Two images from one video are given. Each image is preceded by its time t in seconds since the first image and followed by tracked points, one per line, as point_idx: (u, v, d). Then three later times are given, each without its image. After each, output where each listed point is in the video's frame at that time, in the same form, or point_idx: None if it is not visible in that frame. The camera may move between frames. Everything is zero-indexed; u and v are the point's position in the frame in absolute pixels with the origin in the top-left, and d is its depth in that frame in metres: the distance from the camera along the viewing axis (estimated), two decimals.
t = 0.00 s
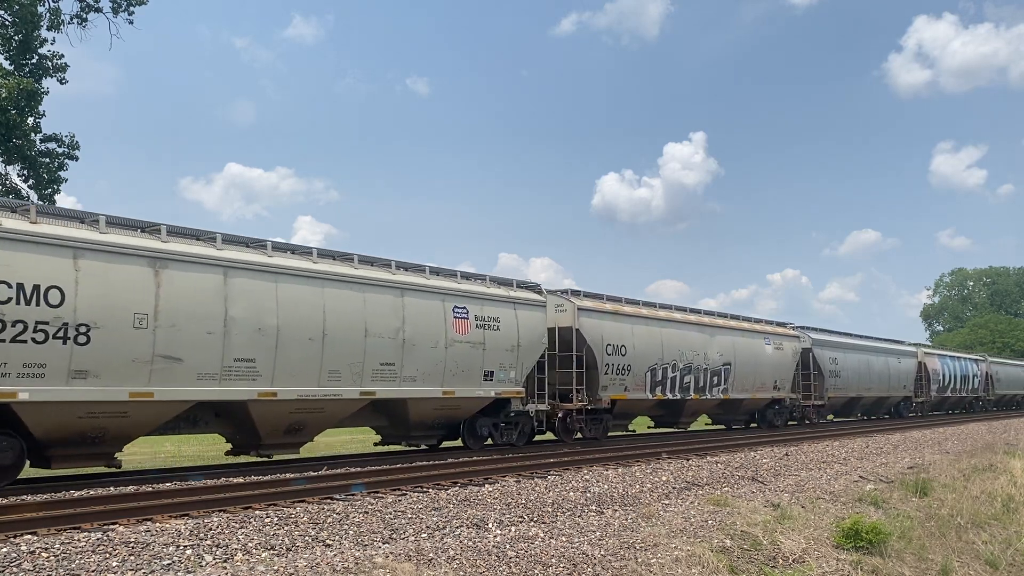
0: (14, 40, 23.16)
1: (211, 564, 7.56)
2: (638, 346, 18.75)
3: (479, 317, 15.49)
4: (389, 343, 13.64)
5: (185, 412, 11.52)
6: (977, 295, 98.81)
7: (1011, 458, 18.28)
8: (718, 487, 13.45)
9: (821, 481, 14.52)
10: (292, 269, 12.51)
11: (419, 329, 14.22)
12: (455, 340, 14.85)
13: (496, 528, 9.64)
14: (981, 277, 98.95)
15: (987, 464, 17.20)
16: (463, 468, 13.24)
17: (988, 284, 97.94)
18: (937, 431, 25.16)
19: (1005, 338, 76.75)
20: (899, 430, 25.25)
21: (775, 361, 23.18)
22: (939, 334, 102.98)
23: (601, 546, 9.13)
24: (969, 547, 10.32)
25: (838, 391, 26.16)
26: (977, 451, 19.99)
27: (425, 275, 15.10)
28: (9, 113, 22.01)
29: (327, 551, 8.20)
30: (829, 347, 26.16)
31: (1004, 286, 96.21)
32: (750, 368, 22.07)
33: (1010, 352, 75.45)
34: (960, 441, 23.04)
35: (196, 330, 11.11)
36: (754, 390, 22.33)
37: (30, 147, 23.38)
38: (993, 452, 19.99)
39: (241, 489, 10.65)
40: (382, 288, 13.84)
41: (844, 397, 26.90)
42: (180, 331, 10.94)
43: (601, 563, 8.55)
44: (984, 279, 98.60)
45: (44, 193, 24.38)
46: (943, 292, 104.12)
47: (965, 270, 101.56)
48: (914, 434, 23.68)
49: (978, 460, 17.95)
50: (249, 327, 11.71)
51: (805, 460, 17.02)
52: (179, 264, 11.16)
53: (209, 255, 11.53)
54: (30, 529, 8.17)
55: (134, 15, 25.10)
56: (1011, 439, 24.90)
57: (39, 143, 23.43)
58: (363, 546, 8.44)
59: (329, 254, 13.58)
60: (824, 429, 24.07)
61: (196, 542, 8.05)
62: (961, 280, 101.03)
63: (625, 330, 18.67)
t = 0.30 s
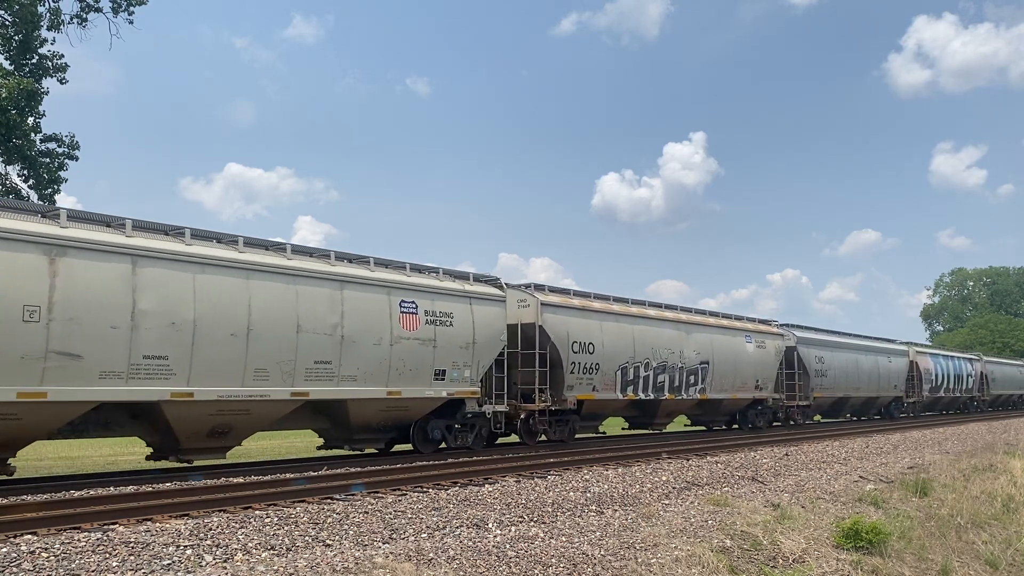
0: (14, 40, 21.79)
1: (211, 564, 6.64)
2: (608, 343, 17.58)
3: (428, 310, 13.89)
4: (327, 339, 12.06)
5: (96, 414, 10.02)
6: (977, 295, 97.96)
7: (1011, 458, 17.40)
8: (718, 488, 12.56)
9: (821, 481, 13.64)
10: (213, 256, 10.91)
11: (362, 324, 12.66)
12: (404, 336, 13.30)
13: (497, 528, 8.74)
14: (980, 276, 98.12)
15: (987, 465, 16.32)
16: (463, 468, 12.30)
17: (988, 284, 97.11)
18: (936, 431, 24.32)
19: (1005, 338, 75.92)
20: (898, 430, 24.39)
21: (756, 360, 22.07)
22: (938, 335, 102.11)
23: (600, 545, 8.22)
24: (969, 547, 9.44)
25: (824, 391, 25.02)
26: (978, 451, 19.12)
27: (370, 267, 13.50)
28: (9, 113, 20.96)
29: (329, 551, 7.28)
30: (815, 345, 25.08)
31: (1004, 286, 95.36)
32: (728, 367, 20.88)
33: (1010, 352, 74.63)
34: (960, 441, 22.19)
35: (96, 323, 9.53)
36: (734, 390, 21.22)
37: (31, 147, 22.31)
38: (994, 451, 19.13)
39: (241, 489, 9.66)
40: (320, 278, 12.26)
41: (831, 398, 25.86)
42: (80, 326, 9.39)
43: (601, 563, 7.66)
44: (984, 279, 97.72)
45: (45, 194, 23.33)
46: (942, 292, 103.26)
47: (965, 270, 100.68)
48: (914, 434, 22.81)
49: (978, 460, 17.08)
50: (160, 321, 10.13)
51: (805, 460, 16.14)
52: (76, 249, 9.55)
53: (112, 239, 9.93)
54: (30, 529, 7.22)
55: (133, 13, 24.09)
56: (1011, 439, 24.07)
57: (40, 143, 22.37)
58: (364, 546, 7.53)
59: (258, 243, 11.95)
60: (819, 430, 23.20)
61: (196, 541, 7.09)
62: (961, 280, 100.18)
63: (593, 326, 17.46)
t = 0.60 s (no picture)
0: (14, 40, 21.77)
1: (211, 564, 6.64)
2: (575, 341, 16.84)
3: (370, 305, 13.00)
4: (251, 335, 11.18)
5: None
6: (977, 295, 97.90)
7: (1011, 458, 17.40)
8: (718, 488, 12.55)
9: (821, 481, 13.63)
10: (118, 245, 10.00)
11: (293, 320, 11.77)
12: (341, 333, 12.42)
13: (497, 528, 8.74)
14: (981, 276, 98.06)
15: (987, 464, 16.32)
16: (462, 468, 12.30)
17: (988, 284, 97.05)
18: (936, 431, 24.31)
19: (1005, 338, 75.88)
20: (898, 430, 24.38)
21: (736, 358, 21.39)
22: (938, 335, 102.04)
23: (600, 545, 8.21)
24: (969, 547, 9.44)
25: (810, 391, 24.48)
26: (978, 451, 19.12)
27: (305, 257, 12.57)
28: (9, 113, 20.96)
29: (328, 551, 7.28)
30: (801, 344, 24.47)
31: (1005, 286, 95.33)
32: (703, 365, 20.19)
33: (1009, 352, 74.63)
34: (960, 441, 22.18)
35: None
36: (712, 390, 20.57)
37: (31, 147, 22.26)
38: (994, 451, 19.12)
39: (240, 489, 9.65)
40: (244, 270, 11.34)
41: (818, 398, 25.20)
42: None
43: (601, 563, 7.66)
44: (984, 279, 97.68)
45: (45, 194, 23.32)
46: (942, 292, 103.18)
47: (964, 269, 100.61)
48: (914, 434, 22.80)
49: (978, 460, 17.07)
50: (54, 316, 9.23)
51: (805, 460, 16.14)
52: None
53: None
54: (30, 529, 7.23)
55: (133, 13, 24.08)
56: (1011, 439, 24.07)
57: (40, 143, 22.34)
58: (364, 546, 7.53)
59: (174, 230, 11.03)
60: (818, 430, 23.15)
61: (196, 541, 7.09)
62: (961, 280, 100.13)
63: (559, 323, 16.71)
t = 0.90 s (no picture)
0: (14, 40, 21.77)
1: (211, 564, 6.64)
2: (536, 337, 16.02)
3: (302, 298, 12.10)
4: (161, 330, 10.33)
5: None
6: (977, 295, 97.86)
7: (1011, 458, 17.40)
8: (718, 488, 12.55)
9: (821, 481, 13.63)
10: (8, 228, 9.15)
11: (212, 315, 10.90)
12: (266, 328, 11.52)
13: (497, 528, 8.73)
14: (980, 276, 98.03)
15: (988, 464, 16.31)
16: (462, 468, 12.30)
17: (988, 284, 97.03)
18: (936, 431, 24.31)
19: (1005, 338, 75.86)
20: (898, 430, 24.37)
21: (713, 356, 20.61)
22: (938, 335, 101.99)
23: (600, 545, 8.21)
24: (969, 547, 9.44)
25: (795, 391, 23.69)
26: (978, 451, 19.12)
27: (279, 254, 12.35)
28: (9, 113, 20.95)
29: (329, 551, 7.28)
30: (785, 342, 23.68)
31: (1004, 286, 95.28)
32: (678, 363, 19.37)
33: (1009, 352, 74.63)
34: (960, 441, 22.18)
35: None
36: (688, 390, 19.76)
37: (31, 147, 22.24)
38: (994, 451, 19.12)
39: (240, 489, 9.65)
40: (156, 258, 10.50)
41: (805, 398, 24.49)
42: None
43: (601, 563, 7.66)
44: (984, 279, 97.60)
45: (45, 194, 23.32)
46: (942, 292, 103.11)
47: (964, 269, 100.51)
48: (914, 434, 22.80)
49: (979, 460, 17.07)
50: None
51: (805, 460, 16.13)
52: None
53: None
54: (30, 529, 7.23)
55: (133, 13, 24.07)
56: (1011, 439, 24.07)
57: (40, 143, 22.33)
58: (364, 546, 7.53)
59: (77, 216, 10.21)
60: (818, 429, 23.15)
61: (196, 541, 7.09)
62: (960, 280, 100.09)
63: (519, 318, 15.88)
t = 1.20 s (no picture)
0: (14, 40, 21.77)
1: (211, 564, 6.64)
2: (494, 335, 15.12)
3: (223, 290, 11.06)
4: (54, 326, 9.37)
5: None
6: (977, 295, 97.83)
7: (1011, 458, 17.41)
8: (718, 488, 12.56)
9: (821, 481, 13.64)
10: None
11: (115, 308, 9.93)
12: (179, 323, 10.53)
13: (497, 528, 8.74)
14: (981, 276, 98.02)
15: (988, 464, 16.32)
16: (462, 468, 12.30)
17: (988, 284, 97.01)
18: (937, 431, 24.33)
19: (1005, 338, 75.86)
20: (898, 430, 24.39)
21: (689, 355, 19.82)
22: (938, 335, 101.98)
23: (600, 545, 8.22)
24: (969, 547, 9.44)
25: (778, 391, 23.07)
26: (978, 451, 19.13)
27: (198, 242, 11.25)
28: (9, 113, 20.96)
29: (329, 551, 7.28)
30: (767, 341, 23.05)
31: (1004, 286, 95.28)
32: (649, 362, 18.56)
33: (1010, 352, 74.64)
34: (960, 441, 22.20)
35: None
36: (662, 390, 18.99)
37: (31, 147, 22.25)
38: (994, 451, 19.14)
39: (240, 489, 9.64)
40: (52, 246, 9.52)
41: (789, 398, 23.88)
42: None
43: (601, 563, 7.66)
44: (984, 279, 97.57)
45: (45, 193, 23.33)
46: (942, 292, 103.06)
47: (964, 269, 100.45)
48: (914, 434, 22.82)
49: (979, 460, 17.07)
50: None
51: (805, 460, 16.14)
52: None
53: None
54: (30, 529, 7.23)
55: (133, 13, 24.06)
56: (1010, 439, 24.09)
57: (40, 143, 22.34)
58: (364, 546, 7.53)
59: None
60: (818, 429, 23.18)
61: (196, 541, 7.09)
62: (960, 280, 100.07)
63: (475, 314, 14.96)
